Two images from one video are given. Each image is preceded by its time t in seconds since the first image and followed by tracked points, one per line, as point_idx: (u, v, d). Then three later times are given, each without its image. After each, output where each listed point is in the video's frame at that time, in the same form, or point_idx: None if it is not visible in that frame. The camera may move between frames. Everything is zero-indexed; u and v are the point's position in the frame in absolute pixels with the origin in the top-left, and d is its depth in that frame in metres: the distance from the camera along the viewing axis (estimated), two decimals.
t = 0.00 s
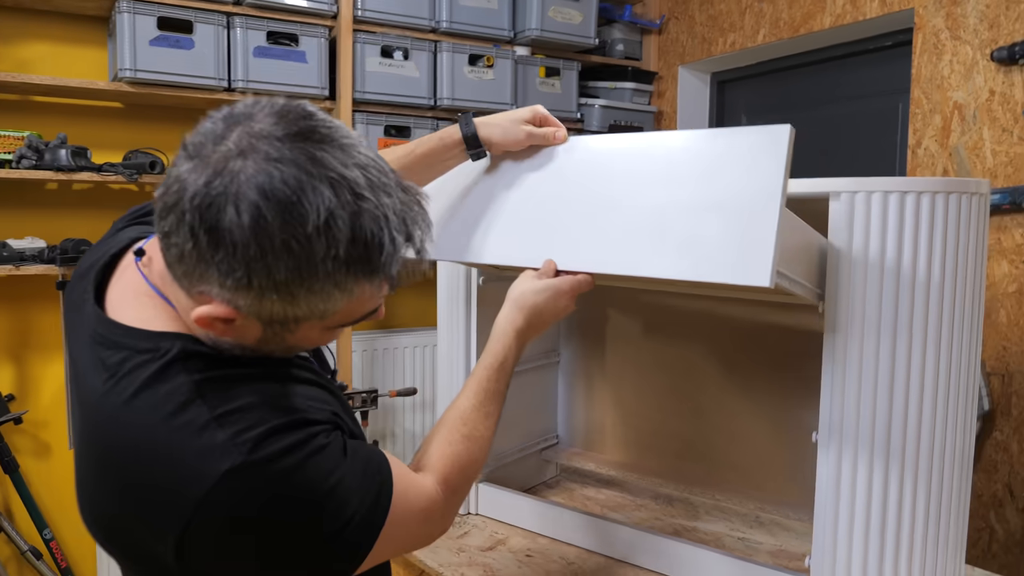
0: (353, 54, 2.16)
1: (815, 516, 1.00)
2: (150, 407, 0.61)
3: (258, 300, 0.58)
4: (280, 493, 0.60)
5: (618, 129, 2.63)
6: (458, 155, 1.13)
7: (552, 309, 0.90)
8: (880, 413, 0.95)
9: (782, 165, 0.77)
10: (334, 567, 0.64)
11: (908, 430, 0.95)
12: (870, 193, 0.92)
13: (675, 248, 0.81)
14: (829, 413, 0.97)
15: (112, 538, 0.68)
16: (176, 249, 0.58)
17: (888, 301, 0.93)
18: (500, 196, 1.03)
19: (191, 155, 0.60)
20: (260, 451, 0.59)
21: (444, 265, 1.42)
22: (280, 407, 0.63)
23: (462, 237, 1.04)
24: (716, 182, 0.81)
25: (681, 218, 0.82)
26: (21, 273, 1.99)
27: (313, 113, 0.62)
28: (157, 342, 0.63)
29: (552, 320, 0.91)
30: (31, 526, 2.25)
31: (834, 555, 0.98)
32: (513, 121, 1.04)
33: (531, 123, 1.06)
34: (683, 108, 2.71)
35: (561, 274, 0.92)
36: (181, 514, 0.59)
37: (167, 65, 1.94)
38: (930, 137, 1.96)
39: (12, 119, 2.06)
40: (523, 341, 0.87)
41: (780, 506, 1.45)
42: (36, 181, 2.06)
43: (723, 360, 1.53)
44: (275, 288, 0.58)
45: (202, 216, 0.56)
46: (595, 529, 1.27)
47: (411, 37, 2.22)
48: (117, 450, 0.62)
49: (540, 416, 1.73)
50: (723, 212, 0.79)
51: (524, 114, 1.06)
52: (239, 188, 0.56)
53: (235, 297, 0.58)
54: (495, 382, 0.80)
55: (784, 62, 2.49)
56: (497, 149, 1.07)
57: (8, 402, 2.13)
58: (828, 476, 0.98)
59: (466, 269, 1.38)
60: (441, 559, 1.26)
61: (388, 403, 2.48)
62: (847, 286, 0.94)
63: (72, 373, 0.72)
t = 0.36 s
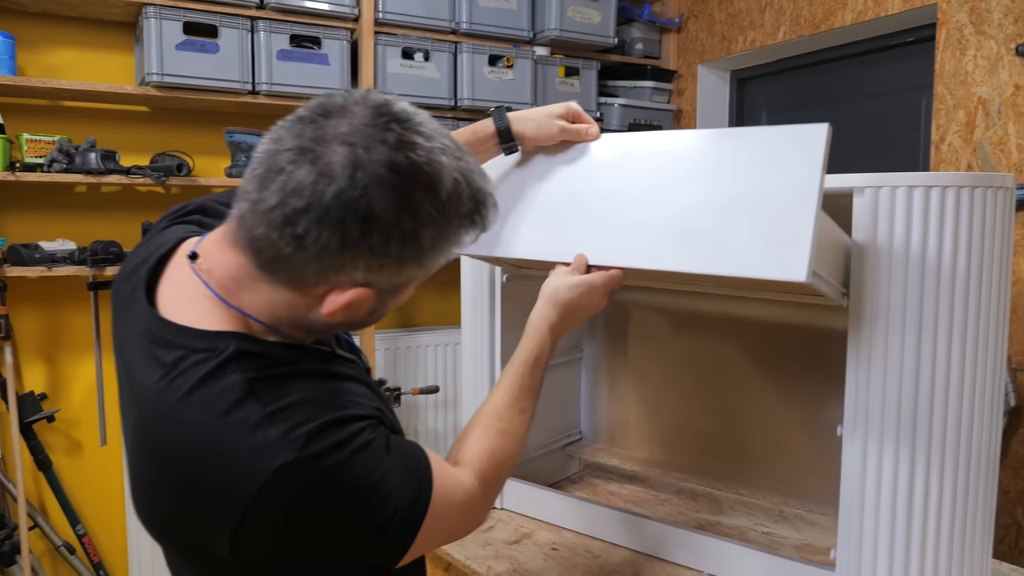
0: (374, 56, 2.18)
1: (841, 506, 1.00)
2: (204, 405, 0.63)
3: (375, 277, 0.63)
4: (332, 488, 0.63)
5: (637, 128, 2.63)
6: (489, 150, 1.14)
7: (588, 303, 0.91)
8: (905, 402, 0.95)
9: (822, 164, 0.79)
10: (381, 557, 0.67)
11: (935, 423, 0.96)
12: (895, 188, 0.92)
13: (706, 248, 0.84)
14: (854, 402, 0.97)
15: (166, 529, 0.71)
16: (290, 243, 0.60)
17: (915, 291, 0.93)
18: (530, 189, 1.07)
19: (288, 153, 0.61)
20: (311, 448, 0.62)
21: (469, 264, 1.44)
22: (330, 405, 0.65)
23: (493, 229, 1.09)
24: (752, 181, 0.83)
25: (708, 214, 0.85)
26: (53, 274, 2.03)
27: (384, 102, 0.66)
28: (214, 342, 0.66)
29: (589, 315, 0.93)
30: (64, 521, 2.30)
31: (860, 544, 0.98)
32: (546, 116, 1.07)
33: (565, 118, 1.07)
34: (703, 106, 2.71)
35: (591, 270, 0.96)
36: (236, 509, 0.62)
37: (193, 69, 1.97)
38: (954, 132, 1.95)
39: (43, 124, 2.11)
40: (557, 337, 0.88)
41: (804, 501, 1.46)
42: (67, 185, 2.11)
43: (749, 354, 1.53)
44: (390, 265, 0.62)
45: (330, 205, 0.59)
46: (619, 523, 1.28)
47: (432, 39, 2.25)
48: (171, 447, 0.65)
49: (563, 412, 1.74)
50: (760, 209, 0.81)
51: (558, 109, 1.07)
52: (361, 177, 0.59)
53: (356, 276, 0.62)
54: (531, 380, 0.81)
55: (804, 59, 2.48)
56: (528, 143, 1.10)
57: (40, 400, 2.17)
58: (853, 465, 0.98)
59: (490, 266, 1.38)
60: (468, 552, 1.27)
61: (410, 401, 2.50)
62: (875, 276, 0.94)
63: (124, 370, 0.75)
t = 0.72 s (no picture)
0: (393, 72, 2.21)
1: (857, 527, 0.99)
2: (241, 424, 0.65)
3: (423, 303, 0.66)
4: (364, 509, 0.63)
5: (652, 144, 2.65)
6: (511, 173, 1.14)
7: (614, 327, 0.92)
8: (923, 423, 0.95)
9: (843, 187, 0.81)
10: None
11: (951, 442, 0.96)
12: (912, 210, 0.93)
13: (731, 269, 0.85)
14: (871, 422, 0.98)
15: (196, 547, 0.72)
16: (347, 269, 0.62)
17: (932, 308, 0.94)
18: (551, 214, 1.08)
19: (348, 185, 0.64)
20: (346, 468, 0.63)
21: (486, 291, 1.45)
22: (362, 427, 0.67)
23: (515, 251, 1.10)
24: (771, 202, 0.87)
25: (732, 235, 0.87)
26: (72, 285, 2.05)
27: (432, 132, 0.69)
28: (253, 362, 0.67)
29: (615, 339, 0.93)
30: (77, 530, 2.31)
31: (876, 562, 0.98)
32: (568, 141, 1.08)
33: (587, 144, 1.08)
34: (718, 123, 2.72)
35: (616, 293, 0.96)
36: (271, 527, 0.63)
37: (214, 83, 2.00)
38: (968, 152, 1.96)
39: (66, 136, 2.14)
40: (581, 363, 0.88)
41: (821, 521, 1.46)
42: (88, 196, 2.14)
43: (767, 374, 1.54)
44: (439, 291, 0.65)
45: (389, 235, 0.61)
46: (634, 540, 1.28)
47: (450, 55, 2.27)
48: (206, 464, 0.66)
49: (576, 429, 1.77)
50: (787, 228, 0.83)
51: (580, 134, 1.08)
52: (418, 206, 0.62)
53: (407, 303, 0.65)
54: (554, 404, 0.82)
55: (818, 78, 2.50)
56: (550, 167, 1.11)
57: (57, 409, 2.19)
58: (869, 482, 0.98)
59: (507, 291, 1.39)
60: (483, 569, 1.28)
61: (423, 414, 2.51)
62: (893, 295, 0.95)
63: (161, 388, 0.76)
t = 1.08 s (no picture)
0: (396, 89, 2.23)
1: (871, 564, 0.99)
2: (268, 391, 0.63)
3: (366, 160, 0.63)
4: (391, 482, 0.61)
5: (654, 155, 2.67)
6: (506, 228, 1.12)
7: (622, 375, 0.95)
8: (934, 454, 0.95)
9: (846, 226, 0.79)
10: None
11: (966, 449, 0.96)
12: (916, 217, 0.94)
13: (737, 320, 0.89)
14: (880, 460, 0.98)
15: (209, 539, 0.68)
16: (275, 170, 0.64)
17: (940, 343, 0.94)
18: (552, 270, 1.09)
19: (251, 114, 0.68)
20: (375, 433, 0.61)
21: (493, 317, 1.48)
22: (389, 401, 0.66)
23: (521, 299, 1.13)
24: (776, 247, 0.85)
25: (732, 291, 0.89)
26: (83, 305, 2.07)
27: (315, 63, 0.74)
28: (273, 336, 0.66)
29: (625, 384, 0.96)
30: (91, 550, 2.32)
31: None
32: (562, 193, 1.05)
33: (581, 191, 1.05)
34: (719, 133, 2.73)
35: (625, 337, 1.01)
36: (294, 500, 0.60)
37: (218, 104, 2.03)
38: (972, 157, 1.96)
39: (76, 159, 2.17)
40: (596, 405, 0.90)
41: (832, 530, 1.45)
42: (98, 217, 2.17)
43: (773, 383, 1.54)
44: (374, 139, 0.63)
45: (292, 116, 0.64)
46: (646, 554, 1.30)
47: (452, 71, 2.29)
48: (227, 438, 0.63)
49: (588, 441, 1.76)
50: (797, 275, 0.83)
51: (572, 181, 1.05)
52: (299, 85, 0.65)
53: (351, 167, 0.63)
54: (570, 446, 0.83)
55: (818, 86, 2.51)
56: (546, 219, 1.08)
57: (68, 430, 2.21)
58: (880, 525, 0.98)
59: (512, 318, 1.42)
60: None
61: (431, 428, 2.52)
62: (900, 330, 0.95)
63: (177, 378, 0.74)
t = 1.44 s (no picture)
0: (405, 94, 2.24)
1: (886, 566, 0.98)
2: (287, 354, 0.64)
3: (329, 118, 0.67)
4: (408, 441, 0.62)
5: (664, 155, 2.67)
6: (517, 242, 1.13)
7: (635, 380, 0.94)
8: (947, 457, 0.94)
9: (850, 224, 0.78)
10: (446, 549, 0.65)
11: (981, 451, 0.95)
12: (928, 215, 0.93)
13: (745, 318, 0.88)
14: (895, 460, 0.97)
15: (226, 523, 0.68)
16: (247, 149, 0.68)
17: (954, 345, 0.93)
18: (566, 283, 1.09)
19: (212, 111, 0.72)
20: (392, 390, 0.62)
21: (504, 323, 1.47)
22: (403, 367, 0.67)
23: (536, 311, 1.14)
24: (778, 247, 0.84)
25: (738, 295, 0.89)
26: (98, 314, 2.09)
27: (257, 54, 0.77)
28: (286, 311, 0.67)
29: (636, 389, 0.94)
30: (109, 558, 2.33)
31: None
32: (570, 204, 1.05)
33: (588, 201, 1.05)
34: (729, 133, 2.72)
35: (635, 341, 1.01)
36: (316, 461, 0.61)
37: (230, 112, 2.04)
38: (983, 153, 1.95)
39: (89, 169, 2.19)
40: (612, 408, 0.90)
41: (851, 529, 1.44)
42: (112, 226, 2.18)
43: (788, 382, 1.54)
44: (332, 98, 0.67)
45: (249, 94, 0.67)
46: (664, 556, 1.29)
47: (461, 76, 2.30)
48: (245, 408, 0.63)
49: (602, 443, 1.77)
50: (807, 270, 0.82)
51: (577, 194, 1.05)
52: (251, 70, 0.68)
53: (319, 127, 0.66)
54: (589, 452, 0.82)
55: (827, 84, 2.50)
56: (556, 230, 1.09)
57: (85, 437, 2.23)
58: (896, 525, 0.97)
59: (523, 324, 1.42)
60: None
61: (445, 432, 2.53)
62: (911, 332, 0.95)
63: (189, 369, 0.74)
